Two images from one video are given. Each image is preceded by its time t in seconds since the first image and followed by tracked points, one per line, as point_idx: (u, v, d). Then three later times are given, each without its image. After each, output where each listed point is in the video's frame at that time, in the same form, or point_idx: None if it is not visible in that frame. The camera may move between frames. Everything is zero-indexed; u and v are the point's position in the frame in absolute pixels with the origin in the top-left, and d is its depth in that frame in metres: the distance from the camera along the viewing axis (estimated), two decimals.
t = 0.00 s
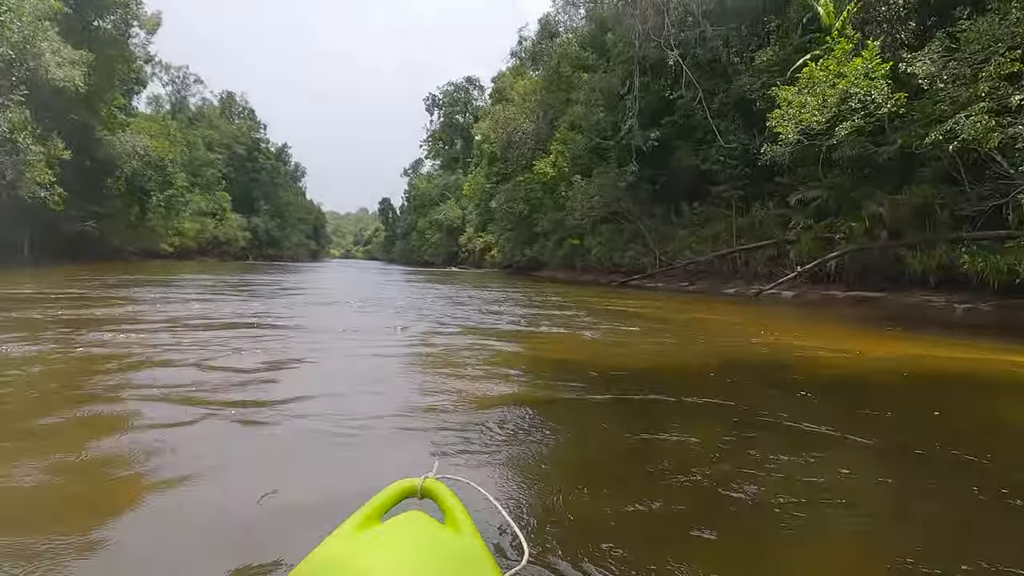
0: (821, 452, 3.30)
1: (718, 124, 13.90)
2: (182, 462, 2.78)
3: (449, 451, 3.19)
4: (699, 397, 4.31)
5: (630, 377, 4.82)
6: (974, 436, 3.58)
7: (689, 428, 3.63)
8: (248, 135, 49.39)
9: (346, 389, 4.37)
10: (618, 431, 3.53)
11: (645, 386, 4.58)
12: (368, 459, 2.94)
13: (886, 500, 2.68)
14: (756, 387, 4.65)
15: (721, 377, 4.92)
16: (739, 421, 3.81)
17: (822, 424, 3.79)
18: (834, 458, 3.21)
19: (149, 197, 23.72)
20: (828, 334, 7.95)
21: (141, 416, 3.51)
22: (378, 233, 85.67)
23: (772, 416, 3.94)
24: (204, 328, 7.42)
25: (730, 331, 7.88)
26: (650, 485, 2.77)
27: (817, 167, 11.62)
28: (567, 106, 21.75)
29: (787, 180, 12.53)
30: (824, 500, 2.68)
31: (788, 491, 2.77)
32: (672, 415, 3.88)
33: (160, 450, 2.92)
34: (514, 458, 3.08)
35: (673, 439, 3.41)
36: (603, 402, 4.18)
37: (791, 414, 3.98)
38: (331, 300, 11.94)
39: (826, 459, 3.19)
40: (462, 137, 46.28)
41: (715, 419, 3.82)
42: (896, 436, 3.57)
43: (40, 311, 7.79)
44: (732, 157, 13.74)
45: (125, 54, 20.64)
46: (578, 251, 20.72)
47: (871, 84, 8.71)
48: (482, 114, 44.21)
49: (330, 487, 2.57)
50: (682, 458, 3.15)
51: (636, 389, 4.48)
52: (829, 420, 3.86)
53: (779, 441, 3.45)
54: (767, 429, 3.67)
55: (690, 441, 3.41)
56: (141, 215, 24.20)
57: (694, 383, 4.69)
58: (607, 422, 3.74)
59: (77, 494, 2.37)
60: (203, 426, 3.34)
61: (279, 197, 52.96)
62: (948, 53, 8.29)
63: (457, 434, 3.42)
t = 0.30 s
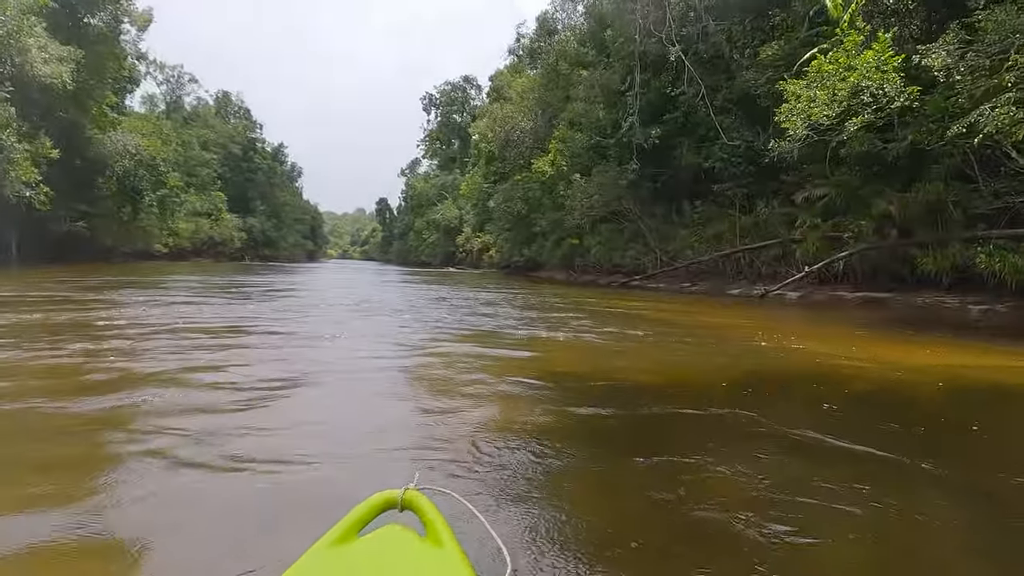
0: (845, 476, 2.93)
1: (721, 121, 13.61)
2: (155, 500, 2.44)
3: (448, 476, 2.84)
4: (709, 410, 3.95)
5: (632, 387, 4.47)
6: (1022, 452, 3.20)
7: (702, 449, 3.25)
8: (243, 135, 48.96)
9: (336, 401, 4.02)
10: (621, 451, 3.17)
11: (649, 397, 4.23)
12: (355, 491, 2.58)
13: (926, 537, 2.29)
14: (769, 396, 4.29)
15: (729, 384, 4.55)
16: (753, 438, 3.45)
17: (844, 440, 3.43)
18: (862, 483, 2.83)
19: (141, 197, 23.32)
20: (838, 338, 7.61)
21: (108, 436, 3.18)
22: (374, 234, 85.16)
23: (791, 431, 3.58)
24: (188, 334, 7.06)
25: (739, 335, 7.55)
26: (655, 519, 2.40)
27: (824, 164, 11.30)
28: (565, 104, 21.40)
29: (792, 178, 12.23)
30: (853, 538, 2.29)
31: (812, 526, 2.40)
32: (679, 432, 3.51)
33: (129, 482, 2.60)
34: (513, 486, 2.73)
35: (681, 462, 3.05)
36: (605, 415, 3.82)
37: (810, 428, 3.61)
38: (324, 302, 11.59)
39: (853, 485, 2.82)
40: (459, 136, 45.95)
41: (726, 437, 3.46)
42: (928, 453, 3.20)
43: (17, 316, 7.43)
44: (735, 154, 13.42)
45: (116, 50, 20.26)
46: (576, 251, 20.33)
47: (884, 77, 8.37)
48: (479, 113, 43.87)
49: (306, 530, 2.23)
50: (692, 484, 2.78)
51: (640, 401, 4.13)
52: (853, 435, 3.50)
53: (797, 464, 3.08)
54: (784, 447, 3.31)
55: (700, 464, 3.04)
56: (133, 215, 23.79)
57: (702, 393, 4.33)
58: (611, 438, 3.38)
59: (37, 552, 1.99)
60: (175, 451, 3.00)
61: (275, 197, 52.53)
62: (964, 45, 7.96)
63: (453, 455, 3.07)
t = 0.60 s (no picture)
0: (894, 502, 2.56)
1: (728, 117, 13.28)
2: (127, 538, 2.10)
3: (458, 505, 2.53)
4: (732, 423, 3.61)
5: (646, 399, 4.13)
6: None
7: (728, 470, 2.90)
8: (243, 135, 48.65)
9: (334, 413, 3.71)
10: (639, 473, 2.83)
11: (665, 409, 3.89)
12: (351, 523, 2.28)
13: None
14: (796, 407, 3.94)
15: (750, 395, 4.20)
16: (784, 456, 3.09)
17: (886, 457, 3.06)
18: (914, 509, 2.48)
19: (137, 197, 22.99)
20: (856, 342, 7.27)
21: (80, 454, 2.87)
22: (374, 235, 84.91)
23: (825, 447, 3.22)
24: (179, 337, 6.75)
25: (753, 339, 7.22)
26: (681, 561, 2.04)
27: (836, 161, 10.98)
28: (567, 101, 21.09)
29: (802, 175, 11.92)
30: None
31: (865, 569, 2.03)
32: (702, 450, 3.16)
33: (97, 513, 2.27)
34: (522, 516, 2.38)
35: (708, 487, 2.70)
36: (619, 430, 3.49)
37: (848, 444, 3.26)
38: (322, 303, 11.28)
39: (906, 512, 2.45)
40: (459, 136, 45.66)
41: (754, 455, 3.11)
42: (989, 474, 2.84)
43: None
44: (742, 151, 13.07)
45: (110, 48, 19.94)
46: (579, 250, 19.98)
47: (902, 69, 8.03)
48: (479, 113, 43.59)
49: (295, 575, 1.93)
50: (721, 515, 2.43)
51: (656, 414, 3.79)
52: (895, 451, 3.14)
53: (838, 487, 2.71)
54: (821, 466, 2.95)
55: (728, 489, 2.69)
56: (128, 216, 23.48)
57: (722, 404, 3.98)
58: (629, 456, 3.04)
59: None
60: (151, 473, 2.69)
61: (274, 198, 52.23)
62: (985, 35, 7.61)
63: (462, 478, 2.75)
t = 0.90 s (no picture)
0: (959, 539, 2.20)
1: (736, 115, 12.96)
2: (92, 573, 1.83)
3: (471, 535, 2.26)
4: (760, 438, 3.25)
5: (663, 410, 3.78)
6: None
7: (762, 498, 2.54)
8: (243, 135, 48.35)
9: (331, 422, 3.43)
10: (657, 499, 2.53)
11: (685, 422, 3.54)
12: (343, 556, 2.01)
13: None
14: (827, 419, 3.60)
15: (775, 404, 3.84)
16: (824, 480, 2.74)
17: (939, 480, 2.71)
18: (974, 544, 2.16)
19: (134, 196, 22.70)
20: (876, 344, 6.95)
21: (48, 471, 2.59)
22: (374, 236, 84.53)
23: (868, 468, 2.87)
24: (170, 342, 6.45)
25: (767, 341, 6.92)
26: None
27: (849, 158, 10.66)
28: (570, 100, 20.77)
29: (812, 173, 11.61)
30: None
31: None
32: (729, 472, 2.81)
33: (60, 542, 2.00)
34: (536, 553, 2.08)
35: (741, 520, 2.35)
36: (635, 447, 3.14)
37: (885, 461, 2.94)
38: (320, 304, 10.99)
39: (965, 547, 2.13)
40: (460, 136, 45.42)
41: (789, 479, 2.75)
42: None
43: None
44: (750, 150, 12.73)
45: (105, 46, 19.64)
46: (582, 251, 19.67)
47: (921, 62, 7.66)
48: (479, 112, 43.35)
49: None
50: (760, 558, 2.07)
51: (675, 429, 3.43)
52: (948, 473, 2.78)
53: (892, 520, 2.36)
54: (863, 489, 2.62)
55: (764, 523, 2.34)
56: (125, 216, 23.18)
57: (746, 415, 3.63)
58: (644, 478, 2.75)
59: None
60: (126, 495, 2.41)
61: (274, 198, 51.92)
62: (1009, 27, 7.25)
63: (473, 503, 2.45)
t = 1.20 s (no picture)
0: None
1: (747, 113, 12.66)
2: None
3: None
4: (801, 462, 2.93)
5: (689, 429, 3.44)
6: None
7: (811, 536, 2.22)
8: (245, 136, 48.15)
9: (326, 444, 3.11)
10: (695, 536, 2.22)
11: (714, 444, 3.20)
12: None
13: None
14: (870, 438, 3.25)
15: (814, 422, 3.48)
16: (885, 515, 2.36)
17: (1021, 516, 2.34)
18: None
19: (133, 198, 22.42)
20: (902, 353, 6.60)
21: (16, 506, 2.31)
22: (377, 238, 84.22)
23: (929, 497, 2.52)
24: (161, 350, 6.13)
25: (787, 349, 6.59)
26: None
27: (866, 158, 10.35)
28: (575, 100, 20.45)
29: (827, 173, 11.30)
30: None
31: None
32: (772, 504, 2.48)
33: None
34: None
35: (786, 562, 2.03)
36: (665, 473, 2.80)
37: (946, 488, 2.60)
38: (321, 309, 10.69)
39: None
40: (463, 137, 45.15)
41: (846, 515, 2.38)
42: None
43: None
44: (763, 149, 12.48)
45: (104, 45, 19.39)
46: (587, 253, 19.34)
47: (947, 56, 7.29)
48: (483, 114, 43.08)
49: None
50: None
51: (707, 451, 3.10)
52: None
53: (979, 569, 1.97)
54: (928, 524, 2.28)
55: (826, 573, 1.96)
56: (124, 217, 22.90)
57: (781, 435, 3.29)
58: (678, 510, 2.44)
59: None
60: (99, 533, 2.12)
61: (277, 200, 51.68)
62: None
63: (478, 545, 2.12)
